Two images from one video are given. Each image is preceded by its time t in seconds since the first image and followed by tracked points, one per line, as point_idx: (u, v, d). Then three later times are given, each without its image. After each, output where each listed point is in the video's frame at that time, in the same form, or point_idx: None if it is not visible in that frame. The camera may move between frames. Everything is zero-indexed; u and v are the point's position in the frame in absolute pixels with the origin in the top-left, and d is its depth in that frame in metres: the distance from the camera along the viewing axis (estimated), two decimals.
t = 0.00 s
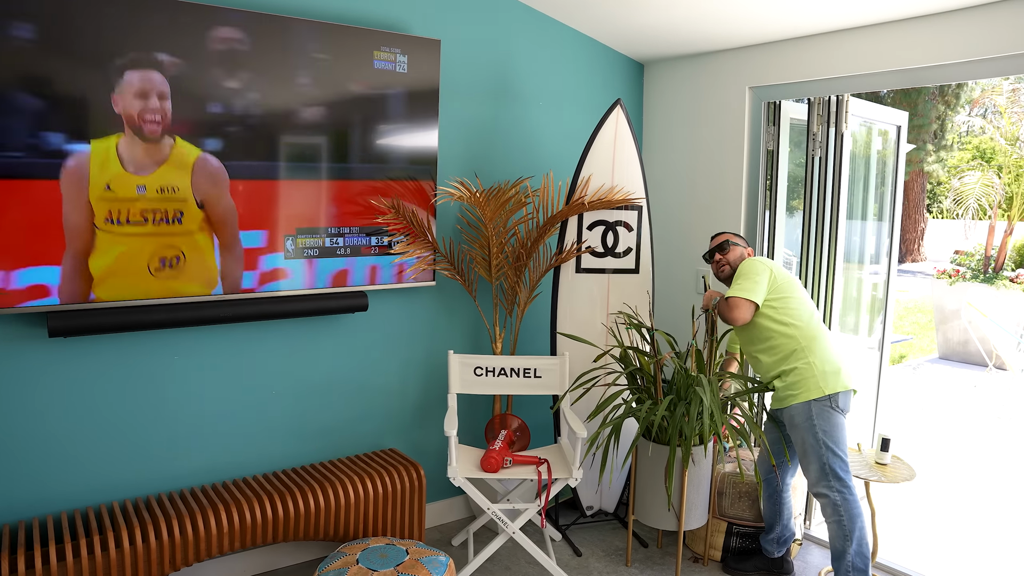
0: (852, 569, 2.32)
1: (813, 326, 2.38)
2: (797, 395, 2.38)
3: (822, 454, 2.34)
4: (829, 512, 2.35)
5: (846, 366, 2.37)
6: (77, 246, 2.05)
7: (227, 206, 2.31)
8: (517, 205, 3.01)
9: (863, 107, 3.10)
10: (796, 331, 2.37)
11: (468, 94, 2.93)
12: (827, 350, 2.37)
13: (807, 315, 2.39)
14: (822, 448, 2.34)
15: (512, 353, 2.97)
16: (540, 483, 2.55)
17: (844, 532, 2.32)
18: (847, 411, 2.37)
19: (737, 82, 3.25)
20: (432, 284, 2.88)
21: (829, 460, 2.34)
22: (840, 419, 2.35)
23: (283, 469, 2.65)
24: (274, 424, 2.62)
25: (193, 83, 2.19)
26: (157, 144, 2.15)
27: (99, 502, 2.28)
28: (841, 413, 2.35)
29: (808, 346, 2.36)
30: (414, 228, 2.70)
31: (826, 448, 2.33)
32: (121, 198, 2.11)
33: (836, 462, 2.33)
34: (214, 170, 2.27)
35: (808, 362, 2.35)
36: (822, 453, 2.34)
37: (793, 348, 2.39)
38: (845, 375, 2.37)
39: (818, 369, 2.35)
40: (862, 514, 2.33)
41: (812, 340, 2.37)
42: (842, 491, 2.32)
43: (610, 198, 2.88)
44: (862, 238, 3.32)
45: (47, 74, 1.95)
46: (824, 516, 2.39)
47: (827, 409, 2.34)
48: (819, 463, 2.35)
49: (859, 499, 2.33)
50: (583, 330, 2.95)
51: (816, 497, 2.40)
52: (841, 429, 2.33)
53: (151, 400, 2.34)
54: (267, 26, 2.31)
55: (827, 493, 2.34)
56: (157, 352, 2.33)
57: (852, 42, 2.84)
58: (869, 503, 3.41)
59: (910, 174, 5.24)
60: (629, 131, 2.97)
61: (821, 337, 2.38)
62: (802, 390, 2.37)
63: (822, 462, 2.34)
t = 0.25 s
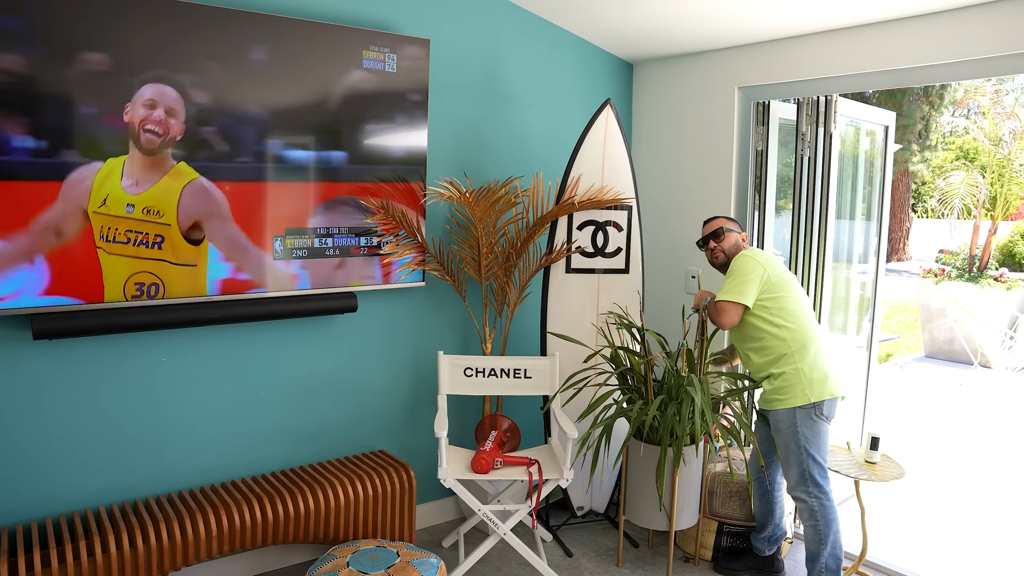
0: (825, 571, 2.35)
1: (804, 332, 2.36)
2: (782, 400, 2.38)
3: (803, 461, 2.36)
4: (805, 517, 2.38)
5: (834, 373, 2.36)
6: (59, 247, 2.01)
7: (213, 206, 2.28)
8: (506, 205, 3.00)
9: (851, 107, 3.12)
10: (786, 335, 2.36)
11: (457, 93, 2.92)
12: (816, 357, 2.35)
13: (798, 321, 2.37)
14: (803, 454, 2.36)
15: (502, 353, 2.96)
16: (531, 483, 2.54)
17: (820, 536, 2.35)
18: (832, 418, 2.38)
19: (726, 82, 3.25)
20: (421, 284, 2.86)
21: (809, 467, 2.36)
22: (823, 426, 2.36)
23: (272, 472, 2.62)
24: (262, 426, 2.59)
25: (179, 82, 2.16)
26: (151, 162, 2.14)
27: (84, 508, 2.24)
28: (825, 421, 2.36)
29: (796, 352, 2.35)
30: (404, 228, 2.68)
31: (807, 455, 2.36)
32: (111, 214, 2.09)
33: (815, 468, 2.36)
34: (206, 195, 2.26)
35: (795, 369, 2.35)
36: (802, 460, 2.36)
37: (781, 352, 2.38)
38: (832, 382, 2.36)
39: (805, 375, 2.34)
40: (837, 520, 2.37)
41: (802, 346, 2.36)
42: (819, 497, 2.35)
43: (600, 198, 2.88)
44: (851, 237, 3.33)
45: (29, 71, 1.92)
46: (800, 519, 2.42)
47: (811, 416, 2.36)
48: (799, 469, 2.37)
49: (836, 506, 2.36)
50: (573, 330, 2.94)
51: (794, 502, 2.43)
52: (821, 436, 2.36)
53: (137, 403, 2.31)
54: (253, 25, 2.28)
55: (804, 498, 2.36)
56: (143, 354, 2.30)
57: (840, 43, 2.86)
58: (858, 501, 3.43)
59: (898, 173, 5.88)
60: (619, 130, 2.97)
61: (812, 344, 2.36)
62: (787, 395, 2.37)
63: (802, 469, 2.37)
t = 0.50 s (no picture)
0: (809, 567, 2.36)
1: (789, 338, 2.35)
2: (762, 406, 2.40)
3: (781, 466, 2.38)
4: (787, 519, 2.38)
5: (817, 382, 2.35)
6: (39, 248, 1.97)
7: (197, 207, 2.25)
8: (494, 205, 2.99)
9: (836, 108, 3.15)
10: (771, 341, 2.35)
11: (443, 93, 2.91)
12: (800, 364, 2.34)
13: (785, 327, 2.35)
14: (781, 459, 2.38)
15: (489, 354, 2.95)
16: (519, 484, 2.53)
17: (802, 535, 2.36)
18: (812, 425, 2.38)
19: (712, 83, 3.27)
20: (408, 285, 2.85)
21: (788, 471, 2.37)
22: (803, 432, 2.36)
23: (258, 475, 2.59)
24: (247, 429, 2.56)
25: (162, 81, 2.13)
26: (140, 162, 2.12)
27: (66, 513, 2.20)
28: (805, 427, 2.36)
29: (780, 359, 2.35)
30: (390, 228, 2.66)
31: (785, 459, 2.37)
32: (92, 215, 2.05)
33: (794, 472, 2.37)
34: (189, 196, 2.23)
35: (776, 376, 2.35)
36: (780, 466, 2.38)
37: (765, 357, 2.38)
38: (814, 390, 2.36)
39: (787, 382, 2.34)
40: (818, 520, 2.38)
41: (786, 353, 2.35)
42: (800, 499, 2.36)
43: (587, 198, 2.88)
44: (836, 237, 3.36)
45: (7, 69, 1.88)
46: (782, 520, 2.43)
47: (791, 424, 2.36)
48: (778, 473, 2.39)
49: (815, 507, 2.37)
50: (560, 330, 2.94)
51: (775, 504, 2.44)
52: (801, 442, 2.37)
53: (120, 406, 2.27)
54: (237, 23, 2.25)
55: (784, 501, 2.38)
56: (125, 356, 2.26)
57: (826, 44, 2.88)
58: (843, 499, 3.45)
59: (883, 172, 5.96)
60: (606, 131, 2.97)
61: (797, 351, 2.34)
62: (768, 401, 2.38)
63: (781, 473, 2.38)
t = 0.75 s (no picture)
0: (796, 568, 2.36)
1: (775, 346, 2.34)
2: (746, 409, 2.41)
3: (761, 469, 2.40)
4: (771, 520, 2.40)
5: (800, 389, 2.35)
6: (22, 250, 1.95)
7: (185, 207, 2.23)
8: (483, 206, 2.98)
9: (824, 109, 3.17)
10: (756, 347, 2.36)
11: (432, 94, 2.90)
12: (784, 371, 2.34)
13: (772, 333, 2.34)
14: (760, 462, 2.40)
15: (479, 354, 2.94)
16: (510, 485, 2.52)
17: (787, 536, 2.37)
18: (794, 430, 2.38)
19: (700, 84, 3.28)
20: (397, 286, 2.84)
21: (768, 474, 2.39)
22: (784, 436, 2.37)
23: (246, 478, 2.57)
24: (236, 431, 2.54)
25: (148, 81, 2.11)
26: (128, 165, 2.10)
27: (51, 518, 2.17)
28: (786, 432, 2.36)
29: (764, 365, 2.36)
30: (379, 230, 2.65)
31: (764, 462, 2.39)
32: (75, 216, 2.03)
33: (774, 475, 2.39)
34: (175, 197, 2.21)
35: (759, 382, 2.36)
36: (760, 469, 2.40)
37: (751, 362, 2.39)
38: (797, 397, 2.36)
39: (770, 389, 2.35)
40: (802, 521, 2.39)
41: (770, 359, 2.35)
42: (782, 500, 2.37)
43: (576, 199, 2.88)
44: (824, 237, 3.39)
45: None
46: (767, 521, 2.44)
47: (771, 429, 2.37)
48: (759, 476, 2.41)
49: (799, 508, 2.38)
50: (550, 331, 2.94)
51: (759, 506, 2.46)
52: (782, 446, 2.37)
53: (107, 409, 2.24)
54: (225, 23, 2.24)
55: (767, 503, 2.39)
56: (111, 359, 2.23)
57: (814, 45, 2.89)
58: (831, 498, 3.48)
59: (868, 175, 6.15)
60: (595, 132, 2.97)
61: (782, 358, 2.34)
62: (750, 406, 2.39)
63: (761, 476, 2.40)
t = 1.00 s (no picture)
0: (790, 568, 2.38)
1: (766, 348, 2.35)
2: (736, 410, 2.41)
3: (754, 469, 2.40)
4: (765, 521, 2.40)
5: (790, 391, 2.36)
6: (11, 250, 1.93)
7: (177, 208, 2.22)
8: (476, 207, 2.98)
9: (818, 110, 3.19)
10: (748, 349, 2.36)
11: (425, 95, 2.89)
12: (775, 373, 2.35)
13: (763, 336, 2.35)
14: (754, 462, 2.40)
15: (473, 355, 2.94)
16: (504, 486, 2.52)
17: (781, 536, 2.38)
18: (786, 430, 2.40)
19: (693, 85, 3.29)
20: (391, 287, 2.83)
21: (761, 474, 2.40)
22: (776, 437, 2.38)
23: (240, 480, 2.56)
24: (229, 433, 2.53)
25: (139, 80, 2.10)
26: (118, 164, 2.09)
27: (43, 521, 2.15)
28: (778, 431, 2.38)
29: (754, 367, 2.36)
30: (373, 230, 2.64)
31: (757, 462, 2.40)
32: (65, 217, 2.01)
33: (767, 475, 2.39)
34: (167, 197, 2.19)
35: (750, 383, 2.37)
36: (754, 469, 2.40)
37: (741, 363, 2.40)
38: (788, 399, 2.37)
39: (760, 391, 2.36)
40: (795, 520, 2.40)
41: (761, 361, 2.36)
42: (776, 500, 2.38)
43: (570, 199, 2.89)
44: (817, 237, 3.40)
45: None
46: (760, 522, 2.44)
47: (764, 429, 2.38)
48: (753, 476, 2.41)
49: (792, 507, 2.39)
50: (544, 332, 2.94)
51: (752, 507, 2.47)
52: (774, 446, 2.39)
53: (98, 411, 2.23)
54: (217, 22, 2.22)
55: (762, 503, 2.40)
56: (103, 361, 2.22)
57: (806, 46, 2.91)
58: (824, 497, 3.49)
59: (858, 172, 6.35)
60: (589, 132, 2.97)
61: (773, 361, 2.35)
62: (741, 407, 2.39)
63: (755, 476, 2.40)
